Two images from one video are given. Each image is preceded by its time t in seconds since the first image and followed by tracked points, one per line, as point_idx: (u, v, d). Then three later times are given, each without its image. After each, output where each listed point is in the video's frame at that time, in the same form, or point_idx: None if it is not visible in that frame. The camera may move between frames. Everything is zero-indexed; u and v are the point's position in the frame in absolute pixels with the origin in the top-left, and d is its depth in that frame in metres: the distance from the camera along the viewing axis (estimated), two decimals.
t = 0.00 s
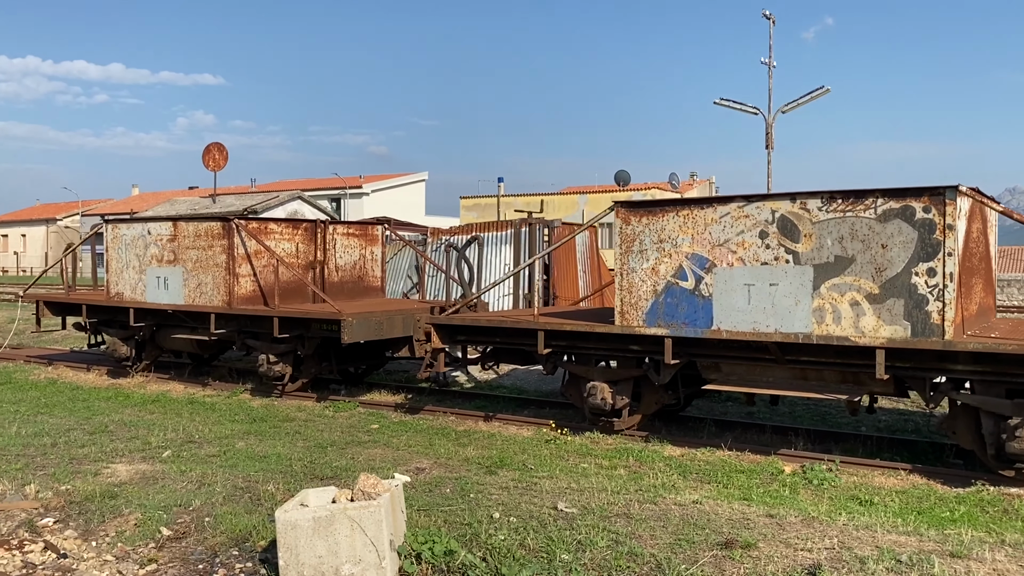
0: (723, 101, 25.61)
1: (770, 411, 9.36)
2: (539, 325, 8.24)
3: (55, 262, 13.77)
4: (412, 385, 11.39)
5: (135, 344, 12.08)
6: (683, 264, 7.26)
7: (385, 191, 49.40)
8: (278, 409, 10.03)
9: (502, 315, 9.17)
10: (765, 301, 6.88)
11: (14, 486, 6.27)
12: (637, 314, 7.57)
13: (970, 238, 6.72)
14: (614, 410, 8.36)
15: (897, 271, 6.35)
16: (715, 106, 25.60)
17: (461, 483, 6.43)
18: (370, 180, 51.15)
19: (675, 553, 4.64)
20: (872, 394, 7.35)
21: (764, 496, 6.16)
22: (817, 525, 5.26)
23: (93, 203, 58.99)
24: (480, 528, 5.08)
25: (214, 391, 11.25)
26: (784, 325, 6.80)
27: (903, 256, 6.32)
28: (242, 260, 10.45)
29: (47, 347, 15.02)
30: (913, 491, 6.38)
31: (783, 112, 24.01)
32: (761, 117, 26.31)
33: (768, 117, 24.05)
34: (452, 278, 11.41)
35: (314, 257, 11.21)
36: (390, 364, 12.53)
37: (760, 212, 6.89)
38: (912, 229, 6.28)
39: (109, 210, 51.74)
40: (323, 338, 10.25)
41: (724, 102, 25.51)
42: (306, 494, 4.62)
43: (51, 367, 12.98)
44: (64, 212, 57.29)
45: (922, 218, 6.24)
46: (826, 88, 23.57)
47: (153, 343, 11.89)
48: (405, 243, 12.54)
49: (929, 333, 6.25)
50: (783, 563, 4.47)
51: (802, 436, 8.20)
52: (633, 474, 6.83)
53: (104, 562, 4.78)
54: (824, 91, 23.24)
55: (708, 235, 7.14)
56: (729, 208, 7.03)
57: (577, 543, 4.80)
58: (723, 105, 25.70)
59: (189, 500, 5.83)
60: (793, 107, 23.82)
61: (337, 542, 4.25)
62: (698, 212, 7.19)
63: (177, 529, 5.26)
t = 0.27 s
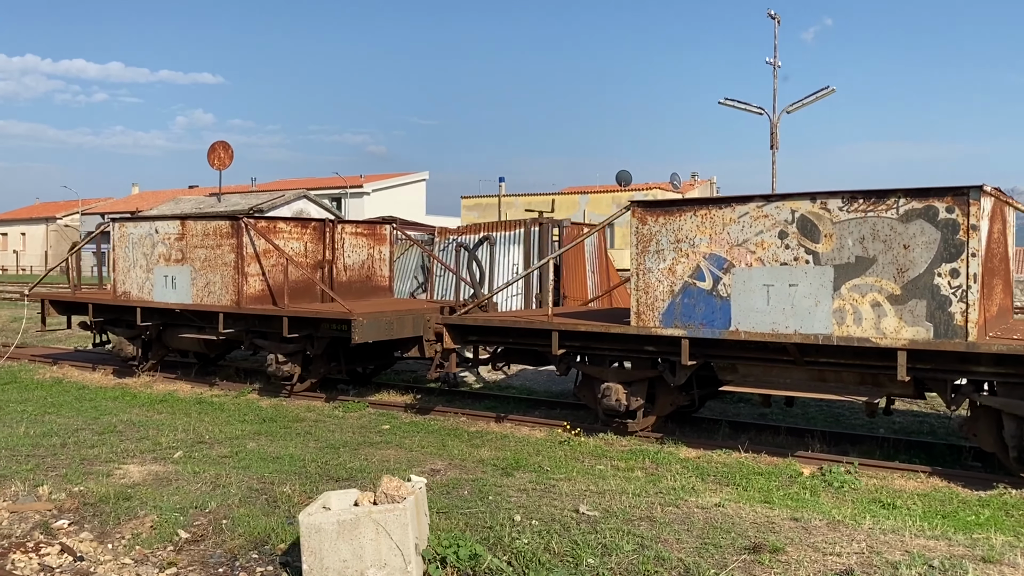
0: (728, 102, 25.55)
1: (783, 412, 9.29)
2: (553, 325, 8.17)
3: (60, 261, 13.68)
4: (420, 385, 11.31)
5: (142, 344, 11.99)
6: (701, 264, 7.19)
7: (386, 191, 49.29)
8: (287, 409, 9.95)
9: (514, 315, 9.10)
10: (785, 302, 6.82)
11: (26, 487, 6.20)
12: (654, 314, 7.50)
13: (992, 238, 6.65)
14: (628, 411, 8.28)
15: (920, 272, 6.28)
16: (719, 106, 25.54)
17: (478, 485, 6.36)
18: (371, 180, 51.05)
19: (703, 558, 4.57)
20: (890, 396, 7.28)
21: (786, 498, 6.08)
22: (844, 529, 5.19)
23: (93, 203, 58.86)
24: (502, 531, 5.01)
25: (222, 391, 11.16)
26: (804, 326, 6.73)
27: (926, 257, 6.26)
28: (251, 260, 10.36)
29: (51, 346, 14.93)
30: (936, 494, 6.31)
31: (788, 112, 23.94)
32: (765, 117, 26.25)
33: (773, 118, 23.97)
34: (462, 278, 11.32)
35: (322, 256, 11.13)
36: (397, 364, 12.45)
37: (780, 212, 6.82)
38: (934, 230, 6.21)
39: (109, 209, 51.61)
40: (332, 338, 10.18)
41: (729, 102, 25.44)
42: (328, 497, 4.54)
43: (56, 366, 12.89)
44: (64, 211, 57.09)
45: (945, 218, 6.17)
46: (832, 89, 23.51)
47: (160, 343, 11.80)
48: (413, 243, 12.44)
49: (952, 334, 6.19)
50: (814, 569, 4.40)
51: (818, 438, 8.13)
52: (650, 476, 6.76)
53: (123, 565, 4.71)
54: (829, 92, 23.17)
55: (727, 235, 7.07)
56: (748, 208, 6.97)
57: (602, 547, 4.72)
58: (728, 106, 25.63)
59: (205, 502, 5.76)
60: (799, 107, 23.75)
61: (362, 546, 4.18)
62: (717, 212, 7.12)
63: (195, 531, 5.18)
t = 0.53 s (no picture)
0: (734, 102, 25.49)
1: (800, 413, 9.24)
2: (572, 325, 8.12)
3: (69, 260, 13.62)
4: (433, 385, 11.25)
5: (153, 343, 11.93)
6: (724, 263, 7.14)
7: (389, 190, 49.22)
8: (300, 409, 9.89)
9: (531, 315, 9.05)
10: (809, 302, 6.77)
11: (47, 487, 6.15)
12: (675, 314, 7.45)
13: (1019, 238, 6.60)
14: (646, 412, 8.23)
15: (947, 272, 6.24)
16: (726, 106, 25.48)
17: (502, 486, 6.30)
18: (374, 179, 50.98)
19: (738, 561, 4.52)
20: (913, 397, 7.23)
21: (813, 500, 6.03)
22: (876, 532, 5.14)
23: (95, 202, 58.78)
24: (533, 533, 4.95)
25: (234, 390, 11.11)
26: (829, 326, 6.68)
27: (954, 257, 6.21)
28: (265, 259, 10.31)
29: (59, 346, 14.87)
30: (964, 496, 6.25)
31: (795, 112, 23.89)
32: (771, 117, 26.20)
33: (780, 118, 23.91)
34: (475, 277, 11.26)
35: (335, 256, 11.07)
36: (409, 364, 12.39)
37: (804, 211, 6.77)
38: (963, 229, 6.16)
39: (111, 208, 51.54)
40: (345, 337, 10.13)
41: (735, 102, 25.39)
42: (359, 498, 4.50)
43: (65, 366, 12.83)
44: (65, 210, 57.02)
45: (973, 218, 6.12)
46: (839, 88, 23.45)
47: (171, 342, 11.74)
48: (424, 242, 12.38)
49: (980, 335, 6.14)
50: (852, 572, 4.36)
51: (838, 439, 8.08)
52: (674, 478, 6.70)
53: (152, 567, 4.66)
54: (836, 92, 23.12)
55: (750, 234, 7.02)
56: (772, 207, 6.92)
57: (636, 550, 4.67)
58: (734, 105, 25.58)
59: (228, 503, 5.70)
60: (805, 107, 23.69)
61: (397, 548, 4.13)
62: (740, 211, 7.07)
63: (221, 533, 5.13)
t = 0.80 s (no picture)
0: (741, 103, 25.45)
1: (819, 416, 9.18)
2: (593, 327, 8.05)
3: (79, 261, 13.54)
4: (447, 387, 11.18)
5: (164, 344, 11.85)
6: (749, 265, 7.08)
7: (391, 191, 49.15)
8: (315, 411, 9.82)
9: (549, 317, 8.99)
10: (837, 304, 6.71)
11: (69, 490, 6.08)
12: (699, 316, 7.38)
13: None
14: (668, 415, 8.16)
15: (979, 274, 6.18)
16: (732, 107, 25.43)
17: (529, 490, 6.24)
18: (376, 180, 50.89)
19: (779, 568, 4.45)
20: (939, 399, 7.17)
21: (844, 504, 5.96)
22: (915, 537, 5.07)
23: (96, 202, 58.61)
24: (567, 538, 4.88)
25: (246, 392, 11.03)
26: (857, 328, 6.62)
27: (985, 259, 6.15)
28: (279, 260, 10.24)
29: (68, 347, 14.78)
30: (995, 500, 6.19)
31: (802, 113, 23.82)
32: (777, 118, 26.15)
33: (787, 119, 23.86)
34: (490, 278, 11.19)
35: (348, 257, 11.01)
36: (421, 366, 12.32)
37: (831, 212, 6.71)
38: (994, 231, 6.10)
39: (112, 208, 51.43)
40: (361, 339, 10.06)
41: (742, 103, 25.34)
42: (393, 503, 4.42)
43: (75, 367, 12.75)
44: (66, 210, 56.89)
45: (1005, 219, 6.06)
46: (846, 89, 23.39)
47: (183, 344, 11.66)
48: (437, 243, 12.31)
49: (1012, 337, 6.08)
50: None
51: (861, 442, 8.01)
52: (701, 482, 6.63)
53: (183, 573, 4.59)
54: (843, 92, 23.06)
55: (776, 236, 6.96)
56: (799, 208, 6.86)
57: (674, 556, 4.60)
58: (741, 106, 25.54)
59: (254, 507, 5.63)
60: (813, 108, 23.64)
61: (436, 555, 4.06)
62: (766, 212, 7.01)
63: (250, 538, 5.06)
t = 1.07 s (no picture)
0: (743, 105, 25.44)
1: (833, 419, 9.10)
2: (608, 330, 7.98)
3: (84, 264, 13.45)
4: (456, 390, 11.09)
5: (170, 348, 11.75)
6: (768, 267, 7.01)
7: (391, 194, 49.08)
8: (325, 415, 9.72)
9: (562, 319, 8.91)
10: (858, 306, 6.64)
11: (82, 496, 5.98)
12: (717, 318, 7.31)
13: None
14: (683, 418, 8.08)
15: (1003, 275, 6.11)
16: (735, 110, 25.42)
17: (548, 495, 6.15)
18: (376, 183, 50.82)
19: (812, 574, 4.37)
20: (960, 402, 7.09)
21: (869, 509, 5.88)
22: (945, 543, 4.99)
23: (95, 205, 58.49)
24: (593, 544, 4.80)
25: (254, 396, 10.94)
26: (879, 330, 6.54)
27: (1010, 260, 6.08)
28: (288, 262, 10.16)
29: (71, 350, 14.68)
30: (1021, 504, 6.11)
31: (805, 115, 23.80)
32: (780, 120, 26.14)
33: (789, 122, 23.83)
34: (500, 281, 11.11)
35: (357, 259, 10.93)
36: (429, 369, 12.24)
37: (852, 213, 6.65)
38: (1019, 231, 6.04)
39: (112, 211, 51.30)
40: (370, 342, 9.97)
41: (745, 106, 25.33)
42: (418, 509, 4.33)
43: (80, 371, 12.65)
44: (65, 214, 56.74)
45: None
46: (849, 91, 23.38)
47: (190, 347, 11.57)
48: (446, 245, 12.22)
49: None
50: None
51: (878, 445, 7.93)
52: (721, 486, 6.55)
53: None
54: (847, 95, 23.04)
55: (796, 237, 6.89)
56: (819, 209, 6.79)
57: (704, 562, 4.52)
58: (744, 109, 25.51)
59: (272, 513, 5.54)
60: (816, 111, 23.62)
61: (465, 562, 3.97)
62: (785, 213, 6.94)
63: (270, 545, 4.97)
